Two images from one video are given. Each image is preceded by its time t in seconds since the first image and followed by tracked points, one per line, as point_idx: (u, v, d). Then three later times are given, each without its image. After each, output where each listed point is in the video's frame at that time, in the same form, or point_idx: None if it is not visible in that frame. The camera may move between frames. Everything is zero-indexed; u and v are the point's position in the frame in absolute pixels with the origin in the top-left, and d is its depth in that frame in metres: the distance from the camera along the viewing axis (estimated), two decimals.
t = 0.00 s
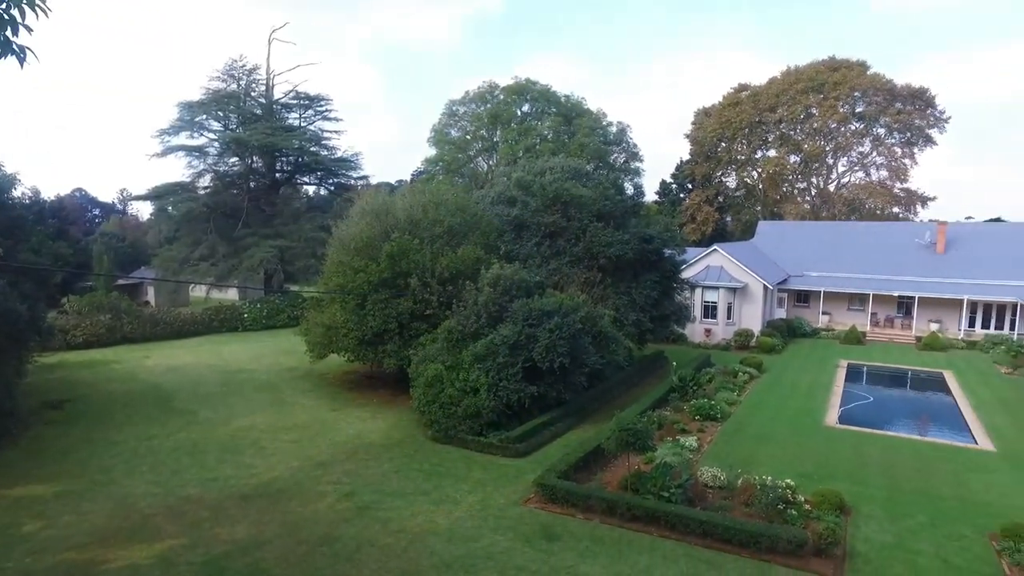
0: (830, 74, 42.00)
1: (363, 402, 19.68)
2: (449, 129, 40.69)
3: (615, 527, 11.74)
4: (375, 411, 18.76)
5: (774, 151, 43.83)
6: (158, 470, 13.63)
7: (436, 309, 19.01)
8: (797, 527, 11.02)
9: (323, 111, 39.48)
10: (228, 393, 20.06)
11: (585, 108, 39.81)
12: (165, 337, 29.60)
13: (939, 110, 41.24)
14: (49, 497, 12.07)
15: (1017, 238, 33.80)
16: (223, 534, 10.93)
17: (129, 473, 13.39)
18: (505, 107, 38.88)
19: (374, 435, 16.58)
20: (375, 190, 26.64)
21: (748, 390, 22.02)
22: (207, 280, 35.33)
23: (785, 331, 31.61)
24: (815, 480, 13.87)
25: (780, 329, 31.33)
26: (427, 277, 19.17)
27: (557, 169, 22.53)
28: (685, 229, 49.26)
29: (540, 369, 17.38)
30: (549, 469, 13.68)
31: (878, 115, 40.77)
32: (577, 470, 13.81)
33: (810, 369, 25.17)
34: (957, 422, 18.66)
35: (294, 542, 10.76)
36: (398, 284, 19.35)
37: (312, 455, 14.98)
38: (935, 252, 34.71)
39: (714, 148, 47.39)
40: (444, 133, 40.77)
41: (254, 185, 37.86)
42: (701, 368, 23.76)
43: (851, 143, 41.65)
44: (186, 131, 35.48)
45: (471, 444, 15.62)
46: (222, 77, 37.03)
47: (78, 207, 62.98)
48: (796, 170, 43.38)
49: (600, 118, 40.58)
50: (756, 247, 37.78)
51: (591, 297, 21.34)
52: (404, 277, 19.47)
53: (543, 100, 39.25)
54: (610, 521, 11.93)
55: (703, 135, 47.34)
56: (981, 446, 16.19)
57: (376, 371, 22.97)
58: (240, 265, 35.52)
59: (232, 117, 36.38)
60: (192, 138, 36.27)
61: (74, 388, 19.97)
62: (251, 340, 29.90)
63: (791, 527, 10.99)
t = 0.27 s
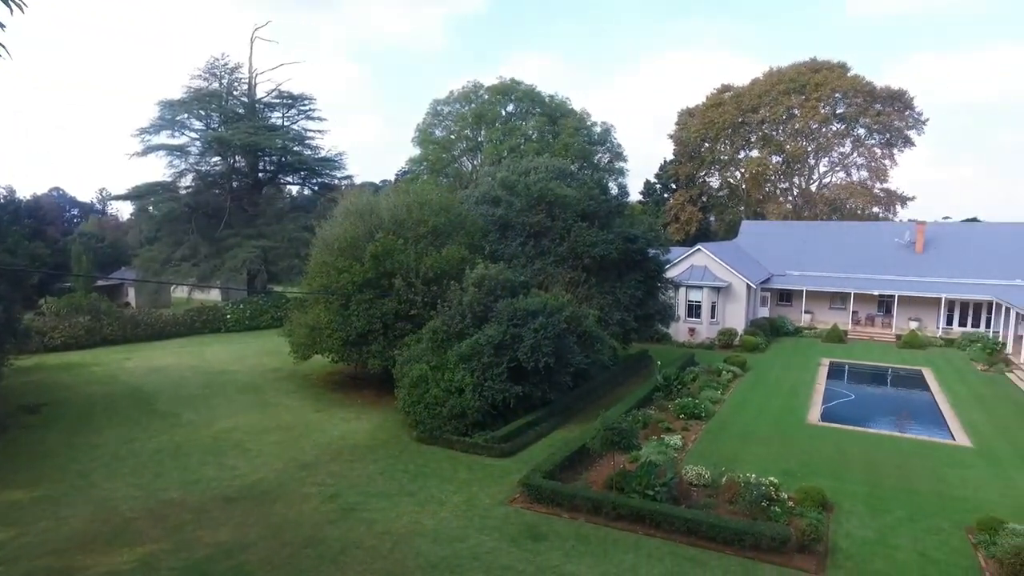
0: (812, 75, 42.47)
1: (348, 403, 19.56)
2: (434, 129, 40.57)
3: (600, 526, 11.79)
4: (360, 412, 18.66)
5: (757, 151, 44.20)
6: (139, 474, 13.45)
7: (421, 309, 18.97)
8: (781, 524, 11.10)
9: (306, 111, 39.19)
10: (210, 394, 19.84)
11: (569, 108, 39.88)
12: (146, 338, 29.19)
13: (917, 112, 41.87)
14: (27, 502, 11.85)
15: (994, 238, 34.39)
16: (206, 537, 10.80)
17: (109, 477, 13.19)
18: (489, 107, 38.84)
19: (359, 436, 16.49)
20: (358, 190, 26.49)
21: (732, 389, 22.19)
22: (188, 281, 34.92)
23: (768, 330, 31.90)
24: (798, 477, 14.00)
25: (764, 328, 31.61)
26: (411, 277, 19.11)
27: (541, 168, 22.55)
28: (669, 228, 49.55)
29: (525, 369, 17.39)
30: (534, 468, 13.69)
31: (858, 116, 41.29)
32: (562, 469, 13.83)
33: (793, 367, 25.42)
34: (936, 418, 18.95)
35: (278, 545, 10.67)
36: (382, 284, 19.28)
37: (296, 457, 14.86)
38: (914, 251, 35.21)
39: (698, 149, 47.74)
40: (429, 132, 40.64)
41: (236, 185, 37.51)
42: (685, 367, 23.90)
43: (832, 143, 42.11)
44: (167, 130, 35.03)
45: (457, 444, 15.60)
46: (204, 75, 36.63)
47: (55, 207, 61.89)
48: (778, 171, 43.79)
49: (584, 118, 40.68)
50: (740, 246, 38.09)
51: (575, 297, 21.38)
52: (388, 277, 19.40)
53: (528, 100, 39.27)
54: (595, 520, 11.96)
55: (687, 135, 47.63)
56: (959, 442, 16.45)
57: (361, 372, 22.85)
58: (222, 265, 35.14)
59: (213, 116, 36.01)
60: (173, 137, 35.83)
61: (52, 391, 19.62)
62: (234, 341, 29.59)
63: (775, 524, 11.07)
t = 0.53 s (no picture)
0: (794, 76, 42.92)
1: (333, 403, 19.45)
2: (419, 129, 40.45)
3: (586, 525, 11.82)
4: (345, 412, 18.56)
5: (740, 151, 44.59)
6: (120, 477, 13.27)
7: (406, 309, 18.92)
8: (764, 521, 11.21)
9: (290, 110, 38.92)
10: (193, 396, 19.63)
11: (554, 108, 39.98)
12: (127, 340, 28.81)
13: (897, 114, 42.46)
14: (4, 508, 11.65)
15: (972, 237, 34.96)
16: (189, 540, 10.69)
17: (89, 481, 13.00)
18: (474, 107, 38.79)
19: (344, 437, 16.40)
20: (343, 189, 26.34)
21: (717, 387, 22.36)
22: (170, 282, 34.52)
23: (752, 329, 32.18)
24: (781, 475, 14.14)
25: (748, 327, 31.89)
26: (396, 277, 19.05)
27: (526, 168, 22.58)
28: (654, 228, 49.83)
29: (511, 369, 17.39)
30: (520, 468, 13.70)
31: (839, 117, 41.78)
32: (548, 469, 13.86)
33: (776, 366, 25.68)
34: (916, 415, 19.22)
35: (262, 547, 10.59)
36: (367, 284, 19.20)
37: (280, 458, 14.74)
38: (895, 251, 35.69)
39: (682, 149, 48.05)
40: (414, 132, 40.50)
41: (219, 184, 37.16)
42: (670, 366, 24.05)
43: (815, 144, 42.58)
44: (148, 129, 34.58)
45: (442, 445, 15.57)
46: (185, 74, 36.23)
47: (34, 207, 60.93)
48: (761, 171, 44.20)
49: (569, 118, 40.78)
50: (724, 246, 38.40)
51: (561, 297, 21.41)
52: (373, 277, 19.33)
53: (513, 100, 39.30)
54: (582, 519, 12.00)
55: (671, 135, 47.92)
56: (938, 438, 16.69)
57: (346, 373, 22.73)
58: (205, 266, 34.77)
59: (195, 114, 35.63)
60: (154, 136, 35.39)
61: (30, 393, 19.30)
62: (217, 342, 29.31)
63: (759, 521, 11.17)
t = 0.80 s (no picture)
0: (776, 77, 43.35)
1: (318, 405, 19.32)
2: (403, 129, 40.33)
3: (572, 525, 11.85)
4: (330, 413, 18.45)
5: (724, 152, 44.94)
6: (100, 482, 13.08)
7: (391, 309, 18.86)
8: (749, 519, 11.31)
9: (273, 109, 38.62)
10: (175, 398, 19.40)
11: (539, 108, 40.06)
12: (107, 342, 28.40)
13: (877, 115, 43.05)
14: None
15: (950, 237, 35.52)
16: (172, 545, 10.57)
17: (69, 486, 12.80)
18: (459, 107, 38.73)
19: (329, 438, 16.30)
20: (327, 189, 26.20)
21: (701, 386, 22.53)
22: (152, 282, 34.09)
23: (736, 328, 32.44)
24: (765, 472, 14.28)
25: (732, 326, 32.14)
26: (381, 277, 18.97)
27: (511, 168, 22.59)
28: (639, 228, 50.09)
29: (496, 369, 17.39)
30: (506, 468, 13.70)
31: (821, 118, 42.27)
32: (534, 468, 13.88)
33: (759, 364, 25.92)
34: (896, 412, 19.50)
35: (246, 551, 10.49)
36: (352, 285, 19.11)
37: (265, 460, 14.62)
38: (875, 251, 36.17)
39: (666, 149, 48.34)
40: (398, 132, 40.36)
41: (201, 184, 36.81)
42: (655, 365, 24.18)
43: (797, 144, 43.02)
44: (128, 128, 34.09)
45: (428, 445, 15.54)
46: (166, 72, 35.80)
47: (10, 207, 59.87)
48: (745, 171, 44.58)
49: (554, 118, 40.86)
50: (708, 246, 38.69)
51: (546, 297, 21.41)
52: (358, 277, 19.25)
53: (498, 100, 39.33)
54: (568, 518, 12.03)
55: (656, 135, 48.20)
56: (918, 435, 16.94)
57: (331, 374, 22.59)
58: (187, 267, 34.34)
59: (177, 113, 35.17)
60: (134, 135, 34.93)
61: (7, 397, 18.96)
62: (200, 344, 28.99)
63: (743, 519, 11.27)
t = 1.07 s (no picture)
0: (757, 79, 43.81)
1: (300, 406, 19.17)
2: (385, 129, 40.16)
3: (556, 524, 11.88)
4: (312, 415, 18.32)
5: (705, 152, 45.31)
6: (77, 486, 12.87)
7: (374, 310, 18.77)
8: (731, 516, 11.41)
9: (254, 108, 38.27)
10: (155, 401, 19.15)
11: (521, 108, 40.14)
12: (84, 344, 27.94)
13: (855, 117, 43.65)
14: None
15: (926, 237, 36.12)
16: (151, 549, 10.44)
17: (45, 491, 12.58)
18: (441, 107, 38.63)
19: (312, 439, 16.18)
20: (309, 189, 26.02)
21: (683, 385, 22.70)
22: (130, 284, 33.59)
23: (718, 327, 32.73)
24: (747, 470, 14.43)
25: (714, 325, 32.42)
26: (363, 277, 18.87)
27: (493, 168, 22.58)
28: (621, 228, 50.37)
29: (480, 369, 17.36)
30: (490, 468, 13.70)
31: (801, 119, 42.78)
32: (518, 468, 13.90)
33: (741, 363, 26.19)
34: (875, 409, 19.79)
35: (228, 554, 10.39)
36: (334, 285, 19.00)
37: (246, 462, 14.49)
38: (854, 250, 36.69)
39: (648, 149, 48.65)
40: (381, 132, 40.19)
41: (180, 184, 36.24)
42: (638, 364, 24.33)
43: (777, 145, 43.51)
44: (106, 126, 33.42)
45: (412, 446, 15.51)
46: (145, 70, 35.29)
47: None
48: (726, 171, 44.99)
49: (536, 118, 40.92)
50: (689, 245, 39.01)
51: (529, 297, 21.41)
52: (340, 278, 19.13)
53: (480, 101, 39.33)
54: (552, 518, 12.07)
55: (638, 136, 48.48)
56: (896, 431, 17.22)
57: (313, 375, 22.43)
58: (166, 268, 33.85)
59: (155, 112, 34.79)
60: (111, 133, 34.37)
61: None
62: (180, 345, 28.64)
63: (726, 516, 11.37)
